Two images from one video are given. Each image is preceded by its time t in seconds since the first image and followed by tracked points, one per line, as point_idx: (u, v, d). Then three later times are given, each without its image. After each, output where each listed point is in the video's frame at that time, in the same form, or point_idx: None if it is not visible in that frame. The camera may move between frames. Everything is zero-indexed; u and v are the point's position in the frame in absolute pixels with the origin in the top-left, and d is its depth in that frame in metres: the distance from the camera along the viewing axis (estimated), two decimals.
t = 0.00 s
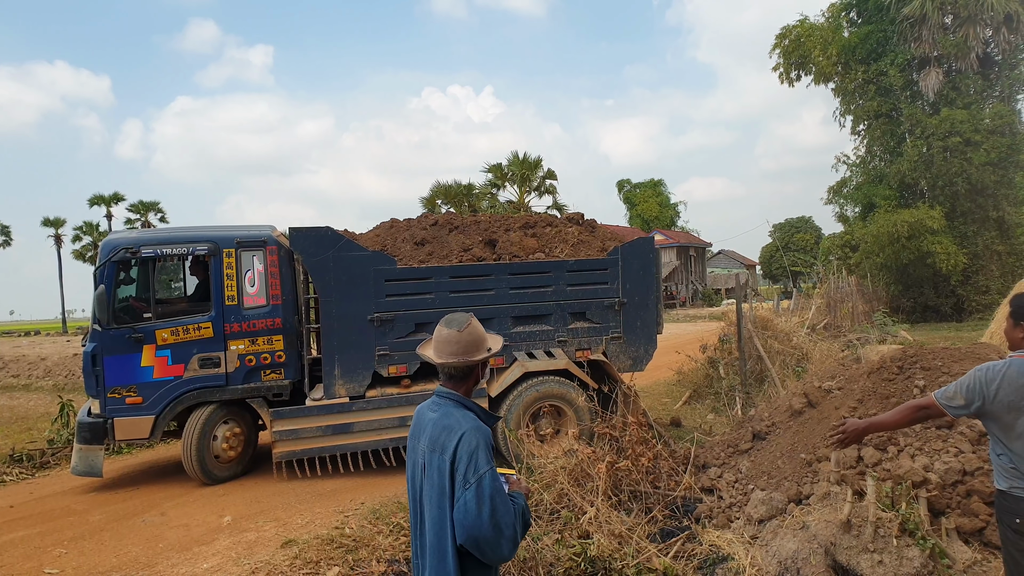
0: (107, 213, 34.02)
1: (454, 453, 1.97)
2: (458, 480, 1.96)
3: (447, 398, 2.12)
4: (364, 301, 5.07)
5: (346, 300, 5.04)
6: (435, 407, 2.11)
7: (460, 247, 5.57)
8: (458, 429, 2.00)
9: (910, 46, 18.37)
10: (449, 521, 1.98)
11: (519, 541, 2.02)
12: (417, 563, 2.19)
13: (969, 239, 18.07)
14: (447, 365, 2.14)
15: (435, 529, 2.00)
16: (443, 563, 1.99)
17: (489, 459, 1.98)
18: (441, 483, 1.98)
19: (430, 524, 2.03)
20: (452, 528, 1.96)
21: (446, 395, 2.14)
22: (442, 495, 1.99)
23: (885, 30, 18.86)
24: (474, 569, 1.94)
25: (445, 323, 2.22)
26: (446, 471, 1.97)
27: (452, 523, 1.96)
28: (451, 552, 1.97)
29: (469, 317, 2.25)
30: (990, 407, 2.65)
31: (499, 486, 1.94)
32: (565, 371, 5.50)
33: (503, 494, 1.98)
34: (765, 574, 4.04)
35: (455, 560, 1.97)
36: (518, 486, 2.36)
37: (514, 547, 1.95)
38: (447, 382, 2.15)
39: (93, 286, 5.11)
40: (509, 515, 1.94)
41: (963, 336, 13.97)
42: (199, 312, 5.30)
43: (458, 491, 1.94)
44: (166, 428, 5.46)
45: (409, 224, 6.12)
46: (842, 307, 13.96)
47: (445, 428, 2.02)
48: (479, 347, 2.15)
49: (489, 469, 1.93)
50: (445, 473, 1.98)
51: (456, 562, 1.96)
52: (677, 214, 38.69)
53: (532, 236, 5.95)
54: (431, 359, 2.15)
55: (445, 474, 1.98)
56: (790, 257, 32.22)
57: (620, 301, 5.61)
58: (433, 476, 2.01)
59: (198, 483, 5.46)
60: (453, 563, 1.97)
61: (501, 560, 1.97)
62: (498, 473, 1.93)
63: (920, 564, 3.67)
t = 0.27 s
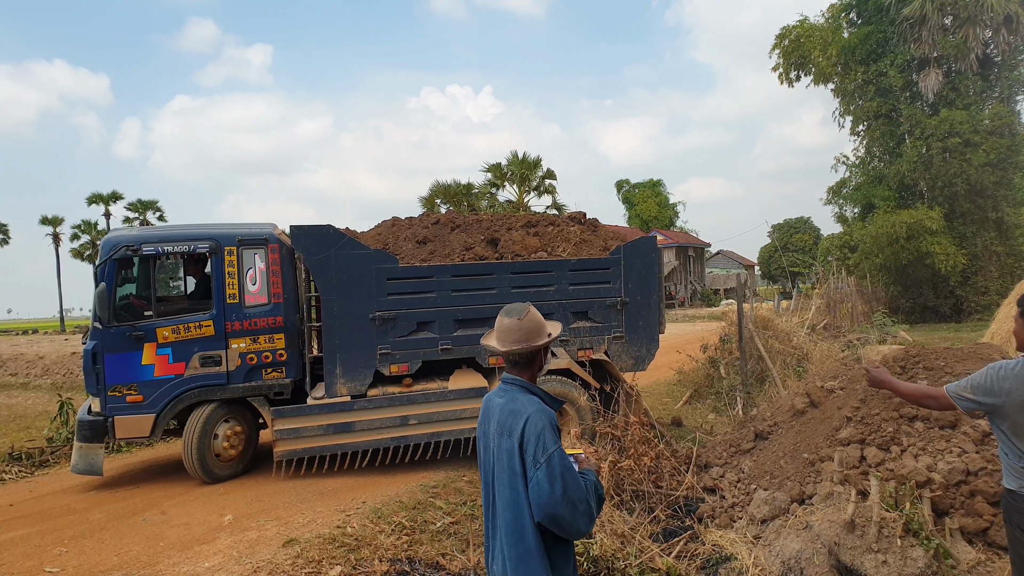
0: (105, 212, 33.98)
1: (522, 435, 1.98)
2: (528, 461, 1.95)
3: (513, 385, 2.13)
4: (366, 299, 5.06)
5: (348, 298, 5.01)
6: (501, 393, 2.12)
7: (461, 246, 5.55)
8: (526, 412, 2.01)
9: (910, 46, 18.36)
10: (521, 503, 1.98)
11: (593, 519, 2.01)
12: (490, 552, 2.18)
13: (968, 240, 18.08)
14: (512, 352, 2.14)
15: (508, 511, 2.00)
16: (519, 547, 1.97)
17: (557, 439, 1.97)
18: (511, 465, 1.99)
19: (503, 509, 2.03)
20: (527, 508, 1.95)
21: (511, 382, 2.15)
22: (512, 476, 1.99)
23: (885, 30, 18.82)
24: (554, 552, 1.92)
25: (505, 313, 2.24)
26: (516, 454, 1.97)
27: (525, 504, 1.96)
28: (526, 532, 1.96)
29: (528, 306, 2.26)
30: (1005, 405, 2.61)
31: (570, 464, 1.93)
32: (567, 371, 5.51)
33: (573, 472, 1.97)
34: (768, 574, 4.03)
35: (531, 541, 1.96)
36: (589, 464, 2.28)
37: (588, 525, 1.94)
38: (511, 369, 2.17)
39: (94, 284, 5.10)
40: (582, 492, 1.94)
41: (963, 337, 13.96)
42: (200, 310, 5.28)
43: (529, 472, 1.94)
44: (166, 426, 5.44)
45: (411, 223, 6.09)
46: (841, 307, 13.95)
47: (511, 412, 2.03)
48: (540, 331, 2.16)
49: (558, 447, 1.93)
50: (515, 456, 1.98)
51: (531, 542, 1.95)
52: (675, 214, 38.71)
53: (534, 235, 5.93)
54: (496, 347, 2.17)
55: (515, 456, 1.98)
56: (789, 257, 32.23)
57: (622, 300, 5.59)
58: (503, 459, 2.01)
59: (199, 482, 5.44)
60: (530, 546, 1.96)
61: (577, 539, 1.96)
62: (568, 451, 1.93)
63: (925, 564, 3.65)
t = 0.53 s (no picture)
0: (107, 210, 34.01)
1: (604, 421, 1.98)
2: (608, 446, 1.95)
3: (590, 372, 2.14)
4: (374, 297, 5.03)
5: (356, 296, 4.98)
6: (577, 380, 2.13)
7: (469, 244, 5.53)
8: (607, 399, 2.01)
9: (913, 47, 18.39)
10: (599, 488, 1.99)
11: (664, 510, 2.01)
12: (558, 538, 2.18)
13: (970, 241, 18.06)
14: (588, 341, 2.15)
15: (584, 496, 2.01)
16: (597, 532, 1.97)
17: (638, 426, 1.97)
18: (590, 450, 1.99)
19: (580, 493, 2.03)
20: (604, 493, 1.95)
21: (586, 369, 2.16)
22: (590, 461, 1.99)
23: (888, 31, 18.87)
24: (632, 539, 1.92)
25: (581, 303, 2.25)
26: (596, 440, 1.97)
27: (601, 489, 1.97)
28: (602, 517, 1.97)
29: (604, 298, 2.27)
30: None
31: (649, 453, 1.93)
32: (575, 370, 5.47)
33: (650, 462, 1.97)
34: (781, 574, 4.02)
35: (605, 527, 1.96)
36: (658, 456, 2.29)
37: (661, 514, 1.94)
38: (588, 359, 2.18)
39: (100, 281, 5.06)
40: (658, 481, 1.94)
41: (966, 338, 13.92)
42: (207, 307, 5.25)
43: (609, 457, 1.94)
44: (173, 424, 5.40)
45: (417, 221, 6.04)
46: (844, 307, 13.90)
47: (593, 398, 2.04)
48: (618, 323, 2.16)
49: (639, 436, 1.94)
50: (595, 441, 1.98)
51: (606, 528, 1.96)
52: (677, 214, 38.67)
53: (543, 233, 5.90)
54: (571, 337, 2.16)
55: (595, 442, 1.98)
56: (791, 258, 32.17)
57: (631, 299, 5.53)
58: (582, 444, 2.02)
59: (204, 480, 5.41)
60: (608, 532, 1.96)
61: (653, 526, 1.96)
62: (648, 440, 1.93)
63: (939, 564, 3.59)
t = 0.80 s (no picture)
0: (108, 208, 34.02)
1: (726, 421, 1.92)
2: (732, 446, 1.91)
3: (691, 369, 2.06)
4: (384, 293, 4.98)
5: (366, 292, 4.94)
6: (682, 378, 2.04)
7: (480, 240, 5.50)
8: (724, 398, 1.95)
9: (918, 44, 18.37)
10: (719, 490, 1.92)
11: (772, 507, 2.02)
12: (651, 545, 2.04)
13: (975, 239, 17.98)
14: (687, 335, 2.09)
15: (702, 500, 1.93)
16: (716, 535, 1.90)
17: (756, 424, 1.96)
18: (712, 451, 1.92)
19: (694, 496, 1.94)
20: (731, 495, 1.90)
21: (683, 366, 2.08)
22: (711, 463, 1.93)
23: (892, 28, 18.88)
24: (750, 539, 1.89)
25: (678, 294, 2.21)
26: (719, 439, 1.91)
27: (725, 492, 1.90)
28: (724, 520, 1.90)
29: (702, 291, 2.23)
30: None
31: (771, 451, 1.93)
32: (587, 366, 5.41)
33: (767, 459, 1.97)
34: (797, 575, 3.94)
35: (729, 530, 1.90)
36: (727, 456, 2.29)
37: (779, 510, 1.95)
38: (681, 353, 2.10)
39: (109, 276, 5.03)
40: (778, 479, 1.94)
41: (971, 336, 13.83)
42: (217, 303, 5.21)
43: (737, 458, 1.89)
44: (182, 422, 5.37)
45: (428, 216, 6.01)
46: (849, 306, 13.75)
47: (708, 398, 1.96)
48: (716, 318, 2.13)
49: (762, 434, 1.92)
50: (716, 443, 1.92)
51: (730, 532, 1.90)
52: (679, 213, 38.58)
53: (552, 229, 5.86)
54: (668, 330, 2.12)
55: (716, 443, 1.92)
56: (793, 256, 32.06)
57: (642, 295, 5.49)
58: (701, 446, 1.93)
59: (211, 478, 5.37)
60: (729, 533, 1.90)
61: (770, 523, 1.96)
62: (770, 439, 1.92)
63: (959, 564, 3.53)
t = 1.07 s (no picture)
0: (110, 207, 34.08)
1: (836, 403, 1.81)
2: (844, 429, 1.80)
3: (790, 349, 1.94)
4: (395, 288, 4.91)
5: (377, 288, 4.87)
6: (784, 357, 1.90)
7: (492, 234, 5.43)
8: (831, 378, 1.84)
9: (924, 40, 18.29)
10: (827, 474, 1.80)
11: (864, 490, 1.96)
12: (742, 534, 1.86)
13: (982, 237, 17.83)
14: (788, 315, 1.95)
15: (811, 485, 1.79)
16: (826, 520, 1.79)
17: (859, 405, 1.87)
18: (823, 433, 1.80)
19: (801, 482, 1.80)
20: (841, 480, 1.79)
21: (780, 345, 1.95)
22: (820, 446, 1.80)
23: (898, 25, 18.61)
24: (853, 522, 1.82)
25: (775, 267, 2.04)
26: (828, 421, 1.80)
27: (836, 476, 1.79)
28: (833, 505, 1.79)
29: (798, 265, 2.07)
30: None
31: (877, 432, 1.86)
32: (601, 362, 5.33)
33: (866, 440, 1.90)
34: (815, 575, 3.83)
35: (838, 516, 1.79)
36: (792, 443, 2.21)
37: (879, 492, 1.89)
38: (775, 331, 2.00)
39: (120, 271, 4.97)
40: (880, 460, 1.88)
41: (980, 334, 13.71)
42: (227, 298, 5.14)
43: (849, 440, 1.79)
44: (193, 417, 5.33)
45: (440, 211, 5.95)
46: (856, 304, 13.45)
47: (815, 377, 1.84)
48: (818, 299, 1.98)
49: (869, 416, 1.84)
50: (826, 424, 1.80)
51: (839, 516, 1.79)
52: (682, 211, 38.48)
53: (566, 222, 5.77)
54: (772, 309, 1.96)
55: (827, 425, 1.80)
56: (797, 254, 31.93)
57: (657, 290, 5.39)
58: (811, 427, 1.80)
59: (218, 475, 5.30)
60: (835, 518, 1.79)
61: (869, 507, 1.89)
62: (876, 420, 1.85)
63: (985, 563, 3.37)
